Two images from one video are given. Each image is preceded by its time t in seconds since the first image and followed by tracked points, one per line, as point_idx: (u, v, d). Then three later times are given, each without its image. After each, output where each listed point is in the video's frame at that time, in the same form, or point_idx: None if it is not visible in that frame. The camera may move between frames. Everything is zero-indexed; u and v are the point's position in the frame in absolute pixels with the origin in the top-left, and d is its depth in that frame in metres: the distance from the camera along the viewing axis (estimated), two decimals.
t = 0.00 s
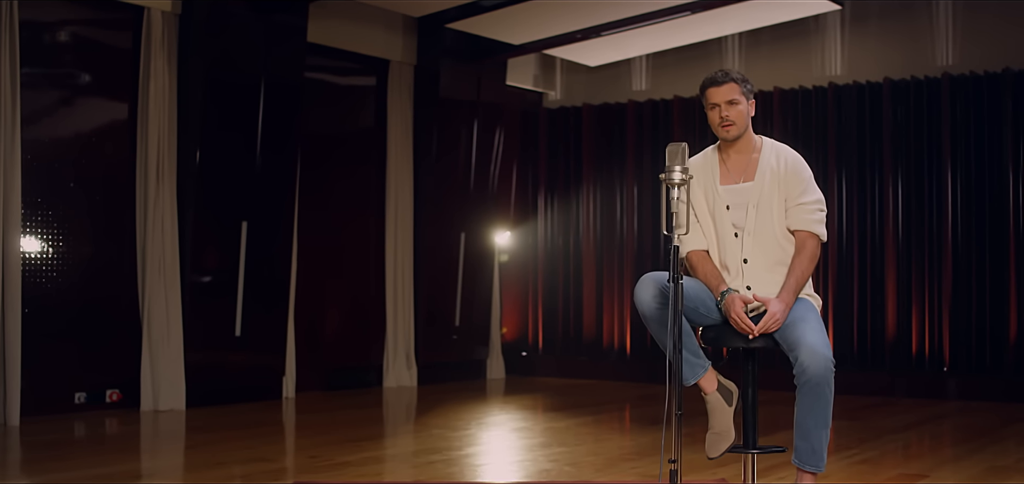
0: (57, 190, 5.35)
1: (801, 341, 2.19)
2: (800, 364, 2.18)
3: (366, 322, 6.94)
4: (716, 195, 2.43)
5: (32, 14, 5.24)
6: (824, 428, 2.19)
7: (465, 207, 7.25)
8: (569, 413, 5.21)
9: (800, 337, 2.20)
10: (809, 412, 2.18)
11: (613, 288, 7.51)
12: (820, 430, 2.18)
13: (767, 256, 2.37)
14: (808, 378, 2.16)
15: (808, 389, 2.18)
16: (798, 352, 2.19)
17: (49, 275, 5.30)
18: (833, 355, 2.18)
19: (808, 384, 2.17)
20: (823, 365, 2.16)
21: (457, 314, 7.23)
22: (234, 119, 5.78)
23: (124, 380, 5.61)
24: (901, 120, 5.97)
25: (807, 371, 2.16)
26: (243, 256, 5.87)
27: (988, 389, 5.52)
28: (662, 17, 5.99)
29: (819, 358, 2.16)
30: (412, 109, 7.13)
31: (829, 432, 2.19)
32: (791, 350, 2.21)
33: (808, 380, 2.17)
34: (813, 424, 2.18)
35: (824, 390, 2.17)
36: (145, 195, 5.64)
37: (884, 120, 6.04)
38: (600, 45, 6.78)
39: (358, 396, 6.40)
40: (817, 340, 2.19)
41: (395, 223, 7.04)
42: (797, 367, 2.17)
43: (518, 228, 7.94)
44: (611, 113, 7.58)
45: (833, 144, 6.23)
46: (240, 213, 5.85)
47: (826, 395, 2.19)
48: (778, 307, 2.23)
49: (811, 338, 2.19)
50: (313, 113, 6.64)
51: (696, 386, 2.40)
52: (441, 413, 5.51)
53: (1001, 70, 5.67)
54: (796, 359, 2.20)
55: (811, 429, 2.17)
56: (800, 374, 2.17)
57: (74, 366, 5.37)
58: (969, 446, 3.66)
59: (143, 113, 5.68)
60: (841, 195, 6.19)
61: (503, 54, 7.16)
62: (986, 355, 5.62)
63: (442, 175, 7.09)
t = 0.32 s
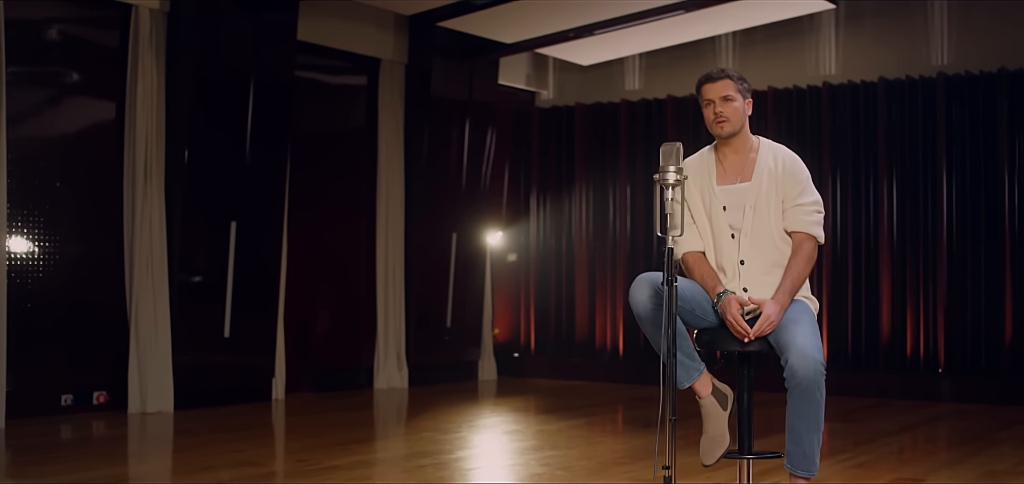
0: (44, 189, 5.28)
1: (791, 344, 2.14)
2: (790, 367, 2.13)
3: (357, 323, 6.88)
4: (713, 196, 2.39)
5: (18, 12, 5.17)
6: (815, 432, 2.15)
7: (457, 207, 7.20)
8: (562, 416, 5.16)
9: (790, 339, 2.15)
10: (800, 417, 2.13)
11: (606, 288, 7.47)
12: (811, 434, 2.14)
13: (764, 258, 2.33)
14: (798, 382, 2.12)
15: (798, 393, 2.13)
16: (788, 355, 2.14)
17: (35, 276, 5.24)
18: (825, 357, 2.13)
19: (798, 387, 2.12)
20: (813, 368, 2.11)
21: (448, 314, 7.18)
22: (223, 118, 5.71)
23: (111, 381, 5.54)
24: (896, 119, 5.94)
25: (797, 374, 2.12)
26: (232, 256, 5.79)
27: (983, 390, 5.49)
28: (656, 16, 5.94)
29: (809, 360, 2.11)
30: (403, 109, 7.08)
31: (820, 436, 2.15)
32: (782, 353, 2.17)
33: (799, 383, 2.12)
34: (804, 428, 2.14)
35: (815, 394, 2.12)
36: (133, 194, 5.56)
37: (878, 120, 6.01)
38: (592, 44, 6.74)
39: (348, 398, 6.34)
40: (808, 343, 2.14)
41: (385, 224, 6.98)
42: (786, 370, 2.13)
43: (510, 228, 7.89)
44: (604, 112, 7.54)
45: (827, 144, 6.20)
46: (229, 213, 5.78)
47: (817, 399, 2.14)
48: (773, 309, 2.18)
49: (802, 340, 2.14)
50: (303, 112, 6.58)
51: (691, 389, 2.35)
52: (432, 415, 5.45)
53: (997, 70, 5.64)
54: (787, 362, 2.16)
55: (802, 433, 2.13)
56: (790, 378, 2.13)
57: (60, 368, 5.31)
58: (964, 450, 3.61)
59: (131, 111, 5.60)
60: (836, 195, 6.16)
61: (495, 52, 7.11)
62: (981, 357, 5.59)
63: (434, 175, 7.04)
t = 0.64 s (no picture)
0: (27, 189, 5.19)
1: (783, 347, 2.08)
2: (780, 370, 2.08)
3: (345, 325, 6.82)
4: (710, 198, 2.34)
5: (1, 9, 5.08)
6: (807, 437, 2.10)
7: (446, 208, 7.13)
8: (552, 419, 5.11)
9: (782, 342, 2.10)
10: (791, 421, 2.09)
11: (596, 289, 7.42)
12: (802, 439, 2.10)
13: (761, 261, 2.28)
14: (789, 385, 2.07)
15: (789, 396, 2.08)
16: (779, 358, 2.08)
17: (18, 278, 5.14)
18: (816, 360, 2.08)
19: (789, 391, 2.07)
20: (804, 371, 2.06)
21: (437, 316, 7.11)
22: (210, 117, 5.63)
23: (95, 384, 5.45)
24: (889, 120, 5.92)
25: (788, 377, 2.07)
26: (218, 257, 5.71)
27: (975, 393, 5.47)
28: (648, 15, 5.90)
29: (800, 363, 2.06)
30: (392, 110, 7.03)
31: (811, 442, 2.11)
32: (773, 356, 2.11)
33: (790, 387, 2.07)
34: (795, 434, 2.10)
35: (806, 398, 2.08)
36: (118, 197, 5.50)
37: (871, 120, 5.99)
38: (583, 43, 6.69)
39: (336, 401, 6.27)
40: (800, 346, 2.08)
41: (374, 224, 6.93)
42: (777, 373, 2.07)
43: (500, 229, 7.84)
44: (595, 112, 7.48)
45: (819, 143, 6.17)
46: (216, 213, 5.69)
47: (808, 402, 2.10)
48: (768, 312, 2.13)
49: (794, 343, 2.08)
50: (291, 112, 6.51)
51: (685, 395, 2.30)
52: (421, 418, 5.39)
53: (990, 70, 5.62)
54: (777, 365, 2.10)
55: (793, 438, 2.09)
56: (781, 381, 2.08)
57: (43, 371, 5.22)
58: (960, 454, 3.57)
59: (117, 109, 5.53)
60: (828, 194, 6.12)
61: (485, 52, 7.05)
62: (975, 359, 5.56)
63: (423, 175, 6.96)
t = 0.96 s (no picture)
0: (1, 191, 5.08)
1: (772, 355, 2.02)
2: (769, 380, 2.00)
3: (327, 328, 6.73)
4: (701, 203, 2.30)
5: None
6: (796, 447, 2.00)
7: (429, 210, 7.05)
8: (536, 424, 5.05)
9: (771, 351, 2.03)
10: (781, 431, 1.99)
11: (580, 291, 7.37)
12: (792, 449, 2.00)
13: (752, 267, 2.22)
14: (778, 394, 1.98)
15: (778, 406, 1.99)
16: (769, 366, 2.01)
17: None
18: (807, 369, 2.00)
19: (778, 400, 1.98)
20: (794, 380, 1.98)
21: (420, 318, 7.04)
22: (189, 117, 5.53)
23: (72, 389, 5.35)
24: (875, 122, 5.89)
25: (777, 387, 1.98)
26: (198, 260, 5.60)
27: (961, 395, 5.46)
28: (634, 15, 5.85)
29: (790, 372, 1.99)
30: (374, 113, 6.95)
31: (801, 452, 2.01)
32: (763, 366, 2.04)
33: (779, 396, 1.98)
34: (785, 443, 1.99)
35: (796, 408, 1.98)
36: (96, 198, 5.41)
37: (857, 121, 5.97)
38: (568, 43, 6.64)
39: (318, 405, 6.19)
40: (789, 354, 2.01)
41: (355, 226, 6.84)
42: (766, 383, 1.99)
43: (483, 231, 7.77)
44: (579, 113, 7.43)
45: (805, 142, 6.15)
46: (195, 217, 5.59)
47: (799, 412, 2.00)
48: (759, 320, 2.07)
49: (783, 352, 2.02)
50: (272, 112, 6.41)
51: (674, 405, 2.25)
52: (403, 424, 5.31)
53: (976, 72, 5.61)
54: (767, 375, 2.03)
55: (782, 448, 1.99)
56: (770, 390, 1.99)
57: (19, 377, 5.12)
58: (950, 460, 3.54)
59: (94, 109, 5.44)
60: (814, 195, 6.10)
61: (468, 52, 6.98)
62: (961, 362, 5.55)
63: (406, 176, 6.88)
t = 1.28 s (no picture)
0: None
1: (751, 361, 1.96)
2: (749, 386, 1.94)
3: (300, 332, 6.63)
4: (682, 206, 2.25)
5: None
6: (776, 454, 1.96)
7: (404, 212, 6.97)
8: (512, 429, 4.98)
9: (750, 357, 1.97)
10: (760, 438, 1.94)
11: (556, 295, 7.32)
12: (772, 456, 1.95)
13: (733, 272, 2.17)
14: (758, 401, 1.93)
15: (758, 413, 1.94)
16: (748, 372, 1.96)
17: None
18: (787, 375, 1.95)
19: (758, 407, 1.93)
20: (774, 386, 1.93)
21: (394, 322, 6.95)
22: (160, 117, 5.41)
23: (40, 395, 5.23)
24: (853, 123, 5.89)
25: (757, 393, 1.93)
26: (170, 264, 5.47)
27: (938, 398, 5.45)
28: (610, 16, 5.82)
29: (770, 378, 1.93)
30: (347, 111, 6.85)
31: (781, 459, 1.96)
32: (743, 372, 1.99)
33: (758, 402, 1.93)
34: (765, 450, 1.95)
35: (775, 414, 1.93)
36: (64, 202, 5.27)
37: (835, 124, 5.96)
38: (544, 44, 6.58)
39: (291, 410, 6.09)
40: (769, 360, 1.96)
41: (328, 229, 6.74)
42: (746, 389, 1.94)
43: (458, 233, 7.70)
44: (556, 114, 7.37)
45: (783, 144, 6.15)
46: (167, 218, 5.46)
47: (779, 418, 1.95)
48: (740, 326, 2.02)
49: (763, 357, 1.96)
50: (245, 113, 6.31)
51: (652, 414, 2.20)
52: (377, 429, 5.22)
53: (954, 73, 5.61)
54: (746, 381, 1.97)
55: (763, 456, 1.94)
56: (749, 397, 1.94)
57: None
58: (931, 464, 3.51)
59: (62, 118, 5.31)
60: (792, 198, 6.08)
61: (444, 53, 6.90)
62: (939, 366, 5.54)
63: (380, 177, 6.79)
